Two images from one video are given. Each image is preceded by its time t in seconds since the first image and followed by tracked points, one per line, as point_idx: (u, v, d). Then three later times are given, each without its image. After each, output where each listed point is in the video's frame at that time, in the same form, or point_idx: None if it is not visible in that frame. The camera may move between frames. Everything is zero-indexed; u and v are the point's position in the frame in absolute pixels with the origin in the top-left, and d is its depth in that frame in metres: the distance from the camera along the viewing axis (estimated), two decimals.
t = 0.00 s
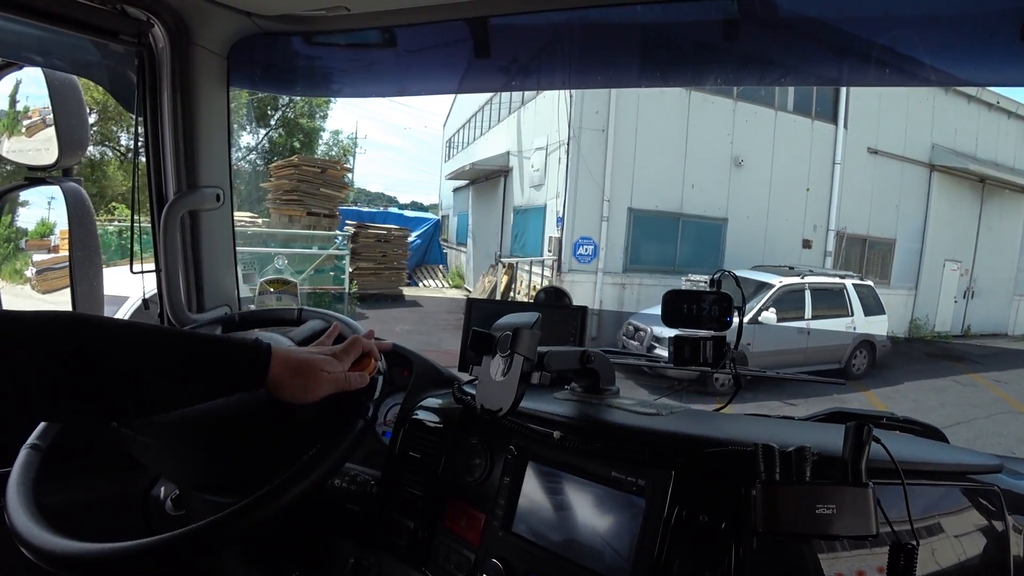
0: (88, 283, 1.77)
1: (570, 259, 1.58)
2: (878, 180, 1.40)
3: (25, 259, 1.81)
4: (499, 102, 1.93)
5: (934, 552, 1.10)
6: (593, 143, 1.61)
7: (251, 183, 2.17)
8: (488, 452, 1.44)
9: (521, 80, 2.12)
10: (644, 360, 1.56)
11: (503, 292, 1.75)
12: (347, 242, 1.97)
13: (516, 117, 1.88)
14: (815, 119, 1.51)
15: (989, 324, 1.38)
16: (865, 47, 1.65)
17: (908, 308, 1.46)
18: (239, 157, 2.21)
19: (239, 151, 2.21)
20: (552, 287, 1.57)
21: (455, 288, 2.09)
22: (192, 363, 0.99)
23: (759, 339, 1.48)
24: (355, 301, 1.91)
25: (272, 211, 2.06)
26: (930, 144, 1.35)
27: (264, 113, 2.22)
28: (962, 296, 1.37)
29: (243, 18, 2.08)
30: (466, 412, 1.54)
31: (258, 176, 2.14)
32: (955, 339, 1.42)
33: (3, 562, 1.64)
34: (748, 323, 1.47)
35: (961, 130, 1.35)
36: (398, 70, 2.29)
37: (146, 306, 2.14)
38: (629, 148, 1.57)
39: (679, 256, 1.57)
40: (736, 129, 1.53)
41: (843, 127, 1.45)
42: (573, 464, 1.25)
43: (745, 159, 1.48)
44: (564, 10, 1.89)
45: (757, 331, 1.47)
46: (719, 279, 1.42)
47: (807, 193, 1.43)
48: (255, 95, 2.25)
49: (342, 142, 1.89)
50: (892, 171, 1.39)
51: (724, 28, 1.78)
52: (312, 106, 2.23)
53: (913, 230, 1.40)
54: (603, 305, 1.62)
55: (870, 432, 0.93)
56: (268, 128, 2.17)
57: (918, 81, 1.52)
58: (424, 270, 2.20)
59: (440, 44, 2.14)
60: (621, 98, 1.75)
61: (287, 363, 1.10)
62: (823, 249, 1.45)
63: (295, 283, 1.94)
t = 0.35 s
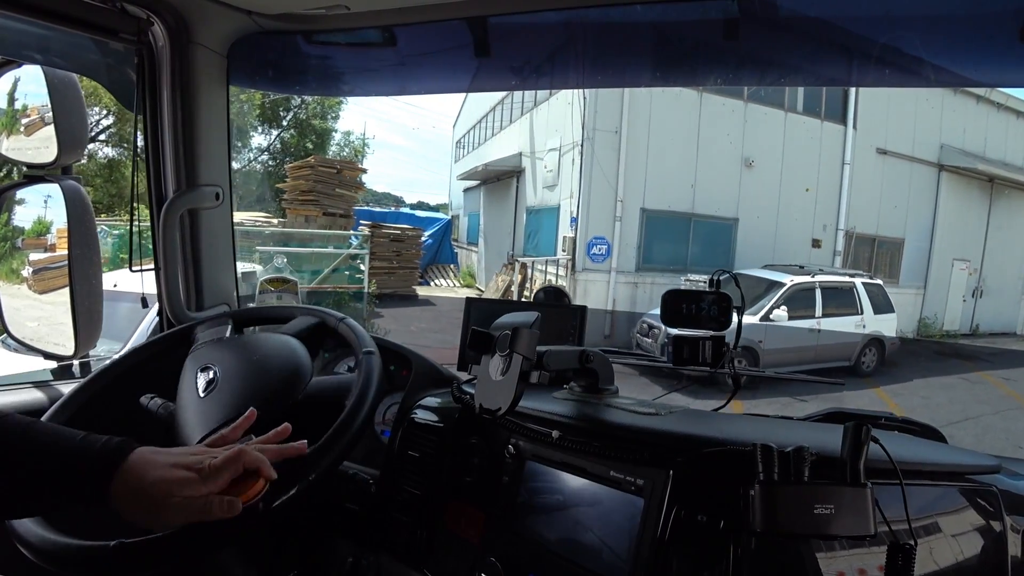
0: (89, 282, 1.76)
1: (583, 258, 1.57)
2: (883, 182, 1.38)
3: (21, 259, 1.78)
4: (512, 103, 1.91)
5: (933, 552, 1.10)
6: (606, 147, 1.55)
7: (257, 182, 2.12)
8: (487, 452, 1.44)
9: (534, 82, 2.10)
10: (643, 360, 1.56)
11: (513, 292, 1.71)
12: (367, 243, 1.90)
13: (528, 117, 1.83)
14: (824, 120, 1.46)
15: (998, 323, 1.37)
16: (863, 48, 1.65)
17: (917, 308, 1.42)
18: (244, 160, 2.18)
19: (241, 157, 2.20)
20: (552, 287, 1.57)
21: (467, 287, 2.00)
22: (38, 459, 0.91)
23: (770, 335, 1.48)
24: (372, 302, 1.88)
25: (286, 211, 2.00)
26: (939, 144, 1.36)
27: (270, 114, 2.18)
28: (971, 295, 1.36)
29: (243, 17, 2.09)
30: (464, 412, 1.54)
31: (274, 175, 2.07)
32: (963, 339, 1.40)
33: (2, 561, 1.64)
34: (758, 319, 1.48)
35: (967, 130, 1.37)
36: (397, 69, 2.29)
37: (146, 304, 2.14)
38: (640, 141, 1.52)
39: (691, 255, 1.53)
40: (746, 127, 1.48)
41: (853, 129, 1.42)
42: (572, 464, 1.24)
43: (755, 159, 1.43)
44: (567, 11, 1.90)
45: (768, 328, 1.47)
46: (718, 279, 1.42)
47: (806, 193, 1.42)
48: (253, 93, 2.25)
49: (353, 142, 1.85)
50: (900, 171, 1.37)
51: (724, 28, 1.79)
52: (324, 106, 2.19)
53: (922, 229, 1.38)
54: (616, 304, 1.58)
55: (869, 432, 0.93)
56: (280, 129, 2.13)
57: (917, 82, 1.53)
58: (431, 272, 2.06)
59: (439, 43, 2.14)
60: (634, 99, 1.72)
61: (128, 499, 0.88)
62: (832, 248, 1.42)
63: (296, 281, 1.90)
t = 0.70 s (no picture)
0: (88, 284, 1.76)
1: (597, 258, 1.56)
2: (895, 181, 1.39)
3: (16, 262, 1.80)
4: (523, 105, 1.89)
5: (931, 548, 1.10)
6: (620, 147, 1.57)
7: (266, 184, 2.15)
8: (487, 452, 1.44)
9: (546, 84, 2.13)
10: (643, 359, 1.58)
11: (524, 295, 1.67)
12: (388, 244, 1.85)
13: (539, 120, 1.82)
14: (832, 120, 1.48)
15: (1010, 319, 1.35)
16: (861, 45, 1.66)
17: (925, 306, 1.42)
18: (252, 162, 2.23)
19: (249, 162, 2.24)
20: (551, 286, 1.59)
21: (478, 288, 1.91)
22: None
23: (783, 332, 1.49)
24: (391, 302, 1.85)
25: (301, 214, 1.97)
26: (947, 142, 1.36)
27: (273, 115, 2.22)
28: (980, 292, 1.35)
29: (240, 16, 2.09)
30: (463, 411, 1.54)
31: (286, 179, 2.05)
32: (973, 335, 1.38)
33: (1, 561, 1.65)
34: (771, 318, 1.48)
35: (976, 127, 1.35)
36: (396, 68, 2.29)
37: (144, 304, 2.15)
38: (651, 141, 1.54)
39: (701, 254, 1.55)
40: (757, 129, 1.46)
41: (860, 128, 1.45)
42: (572, 463, 1.24)
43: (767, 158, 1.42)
44: (566, 10, 1.89)
45: (780, 326, 1.48)
46: (717, 278, 1.41)
47: (802, 192, 1.40)
48: (253, 93, 2.26)
49: (363, 145, 1.89)
50: (906, 170, 1.38)
51: (722, 27, 1.79)
52: (334, 109, 2.23)
53: (929, 228, 1.39)
54: (630, 305, 1.59)
55: (868, 430, 0.93)
56: (291, 132, 2.18)
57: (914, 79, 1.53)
58: (444, 272, 1.98)
59: (438, 43, 2.14)
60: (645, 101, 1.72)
61: (42, 535, 0.86)
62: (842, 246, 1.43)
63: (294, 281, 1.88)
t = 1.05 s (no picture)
0: (85, 283, 1.75)
1: (611, 259, 1.50)
2: (907, 185, 1.37)
3: (12, 262, 1.78)
4: (540, 104, 1.87)
5: (930, 551, 1.10)
6: (634, 149, 1.51)
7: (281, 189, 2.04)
8: (487, 453, 1.44)
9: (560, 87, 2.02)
10: (642, 360, 1.60)
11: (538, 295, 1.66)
12: (406, 240, 1.86)
13: (555, 120, 1.77)
14: (845, 124, 1.44)
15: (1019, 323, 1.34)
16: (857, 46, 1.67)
17: (936, 309, 1.40)
18: (259, 162, 2.15)
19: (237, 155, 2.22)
20: (550, 288, 1.59)
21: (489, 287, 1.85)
22: None
23: (797, 332, 1.47)
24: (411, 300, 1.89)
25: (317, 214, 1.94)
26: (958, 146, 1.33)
27: (288, 116, 2.17)
28: (990, 296, 1.33)
29: (239, 17, 2.10)
30: (462, 413, 1.54)
31: (299, 177, 1.97)
32: (982, 339, 1.36)
33: None
34: (783, 319, 1.46)
35: (987, 131, 1.32)
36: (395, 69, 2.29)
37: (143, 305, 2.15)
38: (665, 141, 1.51)
39: (714, 255, 1.48)
40: (771, 131, 1.43)
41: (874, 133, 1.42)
42: (571, 464, 1.24)
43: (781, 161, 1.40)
44: (563, 12, 1.90)
45: (793, 328, 1.47)
46: (716, 279, 1.45)
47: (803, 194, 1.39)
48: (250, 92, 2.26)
49: (377, 144, 1.86)
50: (915, 175, 1.36)
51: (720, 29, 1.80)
52: (349, 109, 2.14)
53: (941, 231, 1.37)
54: (643, 305, 1.56)
55: (867, 431, 0.93)
56: (305, 132, 2.09)
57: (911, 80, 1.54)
58: (454, 273, 1.95)
59: (436, 44, 2.14)
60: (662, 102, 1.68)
61: None
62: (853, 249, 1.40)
63: (290, 283, 1.85)
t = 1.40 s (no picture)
0: (83, 283, 1.73)
1: (626, 258, 1.61)
2: (916, 186, 1.39)
3: (7, 262, 1.79)
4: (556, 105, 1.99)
5: (928, 552, 1.10)
6: (650, 150, 1.58)
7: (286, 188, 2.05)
8: (486, 452, 1.44)
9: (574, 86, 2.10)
10: (641, 360, 1.59)
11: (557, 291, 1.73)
12: (422, 239, 1.86)
13: (569, 120, 1.89)
14: (857, 125, 1.47)
15: None
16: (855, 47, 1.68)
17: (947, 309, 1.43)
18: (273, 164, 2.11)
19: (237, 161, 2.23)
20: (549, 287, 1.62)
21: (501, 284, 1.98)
22: None
23: (810, 331, 1.47)
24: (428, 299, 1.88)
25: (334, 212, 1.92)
26: (970, 147, 1.35)
27: (302, 117, 2.17)
28: (1001, 297, 1.34)
29: (238, 16, 2.10)
30: (462, 412, 1.54)
31: (310, 176, 1.98)
32: (994, 339, 1.39)
33: None
34: (797, 317, 1.47)
35: (1002, 131, 1.33)
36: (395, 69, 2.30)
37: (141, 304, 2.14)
38: (680, 143, 1.55)
39: (728, 256, 1.51)
40: (783, 133, 1.49)
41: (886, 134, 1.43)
42: (570, 464, 1.24)
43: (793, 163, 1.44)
44: (560, 11, 1.89)
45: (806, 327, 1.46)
46: (715, 279, 1.42)
47: (801, 193, 1.43)
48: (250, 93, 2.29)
49: (388, 143, 1.86)
50: (928, 177, 1.38)
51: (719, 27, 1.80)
52: (361, 109, 2.19)
53: (952, 231, 1.37)
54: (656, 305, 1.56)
55: (866, 431, 0.93)
56: (318, 131, 2.09)
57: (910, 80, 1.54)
58: (468, 269, 2.05)
59: (436, 44, 2.14)
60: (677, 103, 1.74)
61: None
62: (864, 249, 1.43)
63: (288, 283, 1.82)
